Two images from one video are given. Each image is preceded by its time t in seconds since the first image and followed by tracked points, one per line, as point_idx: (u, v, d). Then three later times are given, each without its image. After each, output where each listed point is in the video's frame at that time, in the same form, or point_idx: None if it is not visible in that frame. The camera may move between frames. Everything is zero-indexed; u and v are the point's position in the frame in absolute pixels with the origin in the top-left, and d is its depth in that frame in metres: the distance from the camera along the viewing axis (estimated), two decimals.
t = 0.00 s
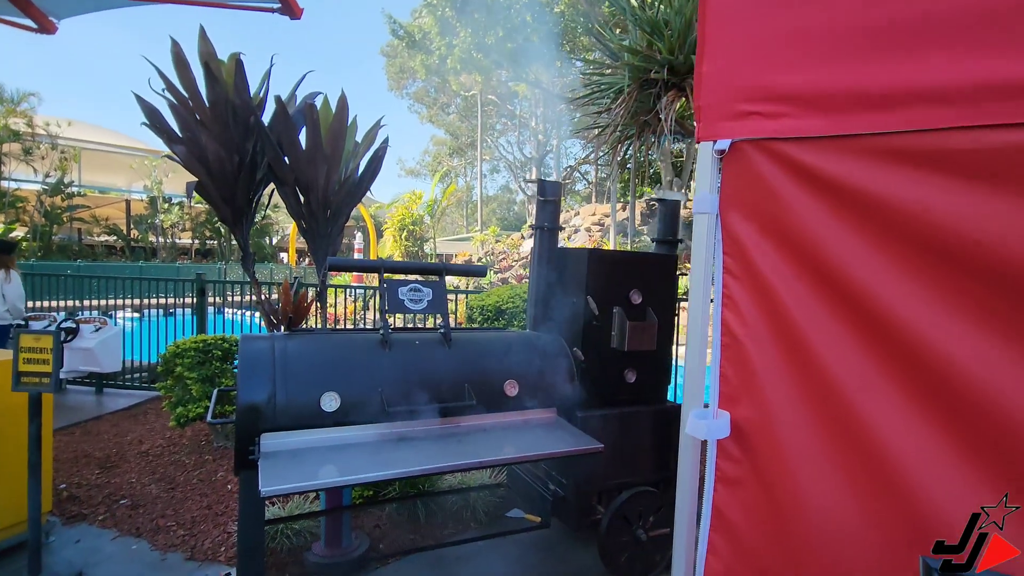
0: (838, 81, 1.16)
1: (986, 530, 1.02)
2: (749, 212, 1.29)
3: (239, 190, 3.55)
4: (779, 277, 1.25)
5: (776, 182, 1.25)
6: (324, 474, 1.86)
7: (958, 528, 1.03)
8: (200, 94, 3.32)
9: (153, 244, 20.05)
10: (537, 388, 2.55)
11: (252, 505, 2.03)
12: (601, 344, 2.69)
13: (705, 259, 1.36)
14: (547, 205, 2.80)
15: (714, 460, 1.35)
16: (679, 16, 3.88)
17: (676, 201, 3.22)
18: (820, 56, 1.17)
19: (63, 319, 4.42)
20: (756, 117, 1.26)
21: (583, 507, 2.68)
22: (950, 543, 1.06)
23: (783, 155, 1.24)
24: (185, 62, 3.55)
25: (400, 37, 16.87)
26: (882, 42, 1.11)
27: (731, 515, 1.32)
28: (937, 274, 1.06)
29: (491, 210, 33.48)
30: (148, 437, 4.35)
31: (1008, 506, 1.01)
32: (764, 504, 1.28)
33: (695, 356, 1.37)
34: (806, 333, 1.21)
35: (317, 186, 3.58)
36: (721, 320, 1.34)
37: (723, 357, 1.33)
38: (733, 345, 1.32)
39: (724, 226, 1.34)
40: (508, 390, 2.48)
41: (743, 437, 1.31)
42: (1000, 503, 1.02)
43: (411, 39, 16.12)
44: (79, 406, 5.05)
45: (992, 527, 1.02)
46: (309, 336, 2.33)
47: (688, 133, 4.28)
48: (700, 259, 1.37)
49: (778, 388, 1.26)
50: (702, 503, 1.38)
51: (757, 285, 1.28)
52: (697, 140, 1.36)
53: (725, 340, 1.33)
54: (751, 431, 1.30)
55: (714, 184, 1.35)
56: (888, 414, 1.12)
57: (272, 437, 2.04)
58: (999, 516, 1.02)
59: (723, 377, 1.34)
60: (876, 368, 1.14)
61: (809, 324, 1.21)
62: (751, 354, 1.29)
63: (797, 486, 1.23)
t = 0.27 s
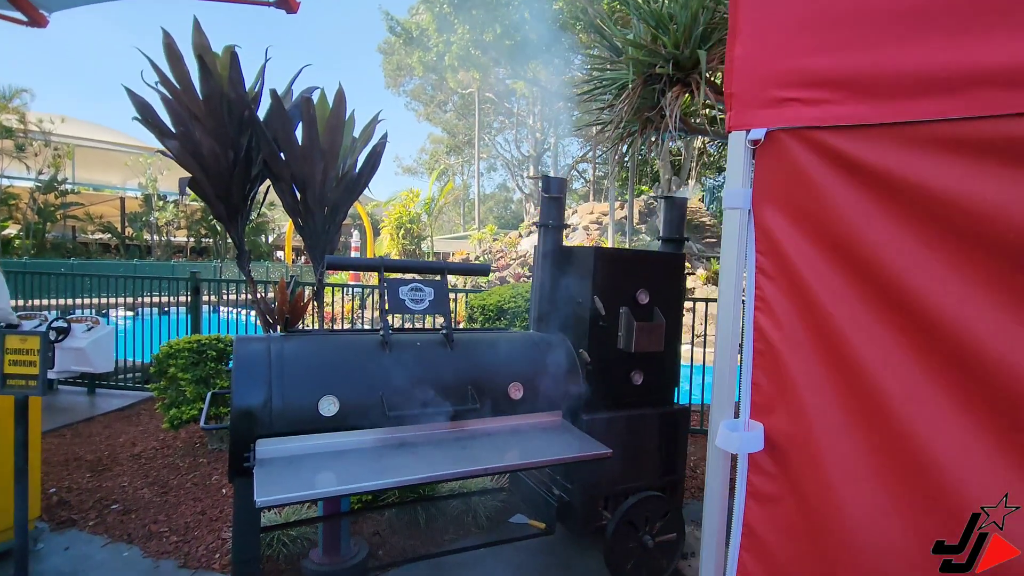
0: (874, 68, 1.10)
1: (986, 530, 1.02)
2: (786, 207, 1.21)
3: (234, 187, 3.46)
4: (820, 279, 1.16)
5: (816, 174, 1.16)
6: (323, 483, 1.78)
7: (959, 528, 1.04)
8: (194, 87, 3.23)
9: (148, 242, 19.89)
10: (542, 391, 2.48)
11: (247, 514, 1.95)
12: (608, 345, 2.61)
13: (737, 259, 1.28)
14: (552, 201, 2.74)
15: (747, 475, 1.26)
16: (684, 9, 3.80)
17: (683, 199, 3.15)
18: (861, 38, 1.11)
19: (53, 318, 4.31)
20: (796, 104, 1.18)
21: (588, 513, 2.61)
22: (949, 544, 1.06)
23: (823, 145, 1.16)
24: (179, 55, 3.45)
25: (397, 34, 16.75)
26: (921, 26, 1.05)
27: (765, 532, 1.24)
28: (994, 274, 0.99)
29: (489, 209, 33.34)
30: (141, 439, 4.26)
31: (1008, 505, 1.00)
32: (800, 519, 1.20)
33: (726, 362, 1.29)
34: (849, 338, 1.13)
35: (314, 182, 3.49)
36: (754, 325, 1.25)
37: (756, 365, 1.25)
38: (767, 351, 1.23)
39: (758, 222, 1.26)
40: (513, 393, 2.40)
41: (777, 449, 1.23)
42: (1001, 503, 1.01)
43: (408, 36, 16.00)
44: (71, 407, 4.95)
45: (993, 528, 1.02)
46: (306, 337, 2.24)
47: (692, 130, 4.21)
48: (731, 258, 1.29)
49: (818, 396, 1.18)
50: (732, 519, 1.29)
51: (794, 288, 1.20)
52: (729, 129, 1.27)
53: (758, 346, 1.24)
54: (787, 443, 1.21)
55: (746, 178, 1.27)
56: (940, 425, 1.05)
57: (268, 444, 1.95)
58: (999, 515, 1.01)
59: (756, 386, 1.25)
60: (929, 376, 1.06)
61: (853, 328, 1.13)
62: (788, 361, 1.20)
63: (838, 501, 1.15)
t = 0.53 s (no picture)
0: (909, 54, 1.05)
1: (987, 530, 1.01)
2: (823, 202, 1.16)
3: (227, 182, 3.37)
4: (859, 278, 1.11)
5: (856, 164, 1.11)
6: (319, 488, 1.71)
7: (958, 530, 1.03)
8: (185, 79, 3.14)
9: (138, 238, 19.66)
10: (545, 391, 2.42)
11: (241, 521, 1.87)
12: (611, 345, 2.55)
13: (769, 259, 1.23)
14: (555, 197, 2.66)
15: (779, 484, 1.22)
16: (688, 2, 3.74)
17: (687, 195, 3.09)
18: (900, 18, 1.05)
19: (40, 316, 4.20)
20: (834, 88, 1.13)
21: (591, 516, 2.55)
22: (950, 543, 1.04)
23: (864, 132, 1.11)
24: (169, 45, 3.35)
25: (391, 29, 16.60)
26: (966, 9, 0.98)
27: (796, 541, 1.20)
28: None
29: (483, 206, 33.21)
30: (131, 439, 4.16)
31: (1009, 505, 0.98)
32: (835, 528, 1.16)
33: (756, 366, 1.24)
34: (890, 339, 1.08)
35: (308, 177, 3.40)
36: (787, 326, 1.21)
37: (788, 368, 1.21)
38: (801, 354, 1.19)
39: (792, 215, 1.20)
40: (515, 395, 2.34)
41: (810, 456, 1.18)
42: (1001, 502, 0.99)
43: (403, 32, 15.85)
44: (59, 407, 4.84)
45: (992, 527, 1.01)
46: (301, 336, 2.16)
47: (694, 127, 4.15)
48: (761, 258, 1.24)
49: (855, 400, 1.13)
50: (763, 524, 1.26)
51: (831, 287, 1.15)
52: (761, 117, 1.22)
53: (791, 349, 1.20)
54: (822, 450, 1.17)
55: (780, 169, 1.22)
56: (990, 430, 0.99)
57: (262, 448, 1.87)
58: (1000, 516, 0.99)
59: (788, 390, 1.21)
60: (979, 379, 1.00)
61: (893, 327, 1.08)
62: (823, 364, 1.16)
63: (876, 509, 1.11)
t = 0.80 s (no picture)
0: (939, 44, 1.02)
1: (987, 530, 1.06)
2: (860, 197, 1.14)
3: (217, 176, 3.28)
4: (897, 276, 1.10)
5: (895, 158, 1.10)
6: (319, 492, 1.66)
7: (960, 531, 1.07)
8: (174, 70, 3.05)
9: (123, 235, 19.32)
10: (548, 390, 2.39)
11: (239, 525, 1.82)
12: (614, 343, 2.52)
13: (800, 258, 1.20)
14: (556, 192, 2.61)
15: (809, 490, 1.20)
16: None
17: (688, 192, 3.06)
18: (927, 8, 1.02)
19: (22, 313, 4.08)
20: (873, 78, 1.11)
21: (594, 516, 2.53)
22: (949, 543, 1.08)
23: (903, 124, 1.09)
24: (158, 36, 3.26)
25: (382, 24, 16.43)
26: None
27: (827, 544, 1.19)
28: None
29: (473, 203, 33.07)
30: (119, 440, 4.07)
31: (1009, 505, 1.03)
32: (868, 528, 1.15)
33: (787, 367, 1.22)
34: (929, 337, 1.07)
35: (302, 172, 3.32)
36: (819, 326, 1.18)
37: (820, 369, 1.18)
38: (834, 354, 1.17)
39: (825, 210, 1.18)
40: (517, 394, 2.30)
41: (841, 458, 1.17)
42: (1001, 503, 1.04)
43: (393, 26, 15.69)
44: (43, 407, 4.72)
45: (992, 528, 1.05)
46: (298, 335, 2.11)
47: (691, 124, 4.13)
48: (792, 256, 1.21)
49: (891, 400, 1.12)
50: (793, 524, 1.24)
51: (867, 286, 1.13)
52: (794, 107, 1.20)
53: (823, 349, 1.18)
54: (855, 451, 1.15)
55: (813, 162, 1.18)
56: None
57: (260, 450, 1.81)
58: (1001, 516, 1.04)
59: (820, 392, 1.19)
60: (1016, 371, 1.00)
61: (930, 321, 1.07)
62: (858, 364, 1.14)
63: (912, 508, 1.11)
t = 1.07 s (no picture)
0: (973, 36, 1.00)
1: (987, 530, 1.04)
2: (905, 188, 1.07)
3: (207, 168, 3.19)
4: (944, 274, 1.03)
5: (945, 152, 1.03)
6: (323, 496, 1.61)
7: (960, 531, 1.05)
8: (162, 61, 2.95)
9: (103, 230, 18.91)
10: (551, 388, 2.36)
11: (238, 530, 1.77)
12: (617, 341, 2.50)
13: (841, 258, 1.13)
14: (558, 188, 2.57)
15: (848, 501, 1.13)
16: None
17: (688, 188, 3.05)
18: None
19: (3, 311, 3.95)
20: (922, 69, 1.04)
21: (596, 515, 2.50)
22: (950, 544, 1.05)
23: (953, 117, 1.02)
24: (144, 24, 3.15)
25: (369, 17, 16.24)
26: None
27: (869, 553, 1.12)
28: None
29: (461, 198, 32.91)
30: (105, 441, 3.97)
31: (1009, 504, 1.02)
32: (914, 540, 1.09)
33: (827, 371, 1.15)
34: (980, 340, 1.01)
35: (295, 166, 3.24)
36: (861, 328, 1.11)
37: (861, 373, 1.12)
38: (876, 356, 1.10)
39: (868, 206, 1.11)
40: (521, 393, 2.27)
41: (883, 466, 1.10)
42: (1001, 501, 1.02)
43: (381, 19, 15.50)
44: (25, 407, 4.58)
45: (993, 525, 1.03)
46: (298, 333, 2.05)
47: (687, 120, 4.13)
48: (832, 252, 1.14)
49: (938, 404, 1.05)
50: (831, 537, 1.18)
51: (912, 285, 1.06)
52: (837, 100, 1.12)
53: (865, 352, 1.11)
54: (902, 459, 1.08)
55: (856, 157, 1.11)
56: None
57: (261, 453, 1.76)
58: (1000, 515, 1.03)
59: (861, 397, 1.12)
60: None
61: (981, 319, 1.01)
62: (904, 368, 1.07)
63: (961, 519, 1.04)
